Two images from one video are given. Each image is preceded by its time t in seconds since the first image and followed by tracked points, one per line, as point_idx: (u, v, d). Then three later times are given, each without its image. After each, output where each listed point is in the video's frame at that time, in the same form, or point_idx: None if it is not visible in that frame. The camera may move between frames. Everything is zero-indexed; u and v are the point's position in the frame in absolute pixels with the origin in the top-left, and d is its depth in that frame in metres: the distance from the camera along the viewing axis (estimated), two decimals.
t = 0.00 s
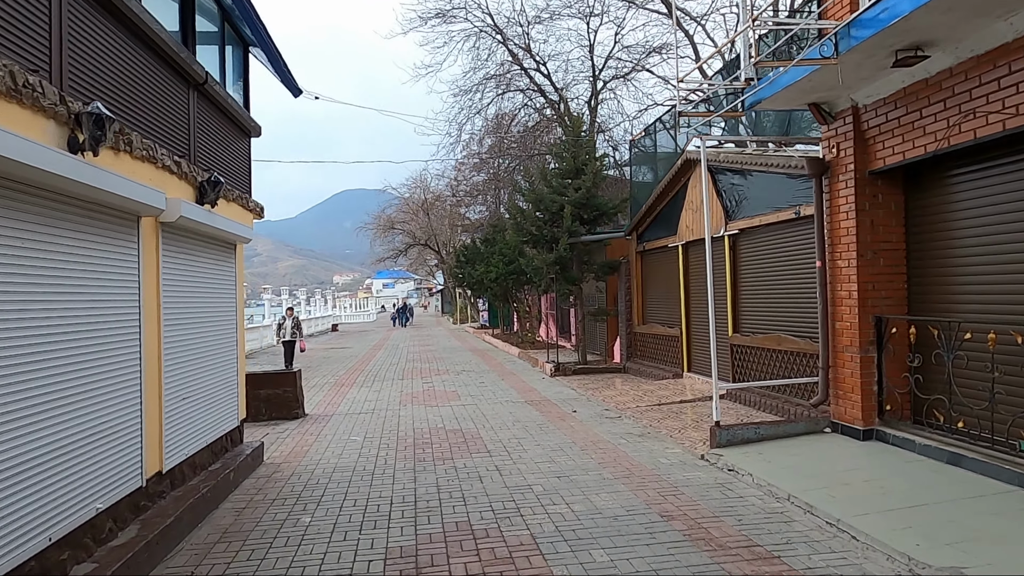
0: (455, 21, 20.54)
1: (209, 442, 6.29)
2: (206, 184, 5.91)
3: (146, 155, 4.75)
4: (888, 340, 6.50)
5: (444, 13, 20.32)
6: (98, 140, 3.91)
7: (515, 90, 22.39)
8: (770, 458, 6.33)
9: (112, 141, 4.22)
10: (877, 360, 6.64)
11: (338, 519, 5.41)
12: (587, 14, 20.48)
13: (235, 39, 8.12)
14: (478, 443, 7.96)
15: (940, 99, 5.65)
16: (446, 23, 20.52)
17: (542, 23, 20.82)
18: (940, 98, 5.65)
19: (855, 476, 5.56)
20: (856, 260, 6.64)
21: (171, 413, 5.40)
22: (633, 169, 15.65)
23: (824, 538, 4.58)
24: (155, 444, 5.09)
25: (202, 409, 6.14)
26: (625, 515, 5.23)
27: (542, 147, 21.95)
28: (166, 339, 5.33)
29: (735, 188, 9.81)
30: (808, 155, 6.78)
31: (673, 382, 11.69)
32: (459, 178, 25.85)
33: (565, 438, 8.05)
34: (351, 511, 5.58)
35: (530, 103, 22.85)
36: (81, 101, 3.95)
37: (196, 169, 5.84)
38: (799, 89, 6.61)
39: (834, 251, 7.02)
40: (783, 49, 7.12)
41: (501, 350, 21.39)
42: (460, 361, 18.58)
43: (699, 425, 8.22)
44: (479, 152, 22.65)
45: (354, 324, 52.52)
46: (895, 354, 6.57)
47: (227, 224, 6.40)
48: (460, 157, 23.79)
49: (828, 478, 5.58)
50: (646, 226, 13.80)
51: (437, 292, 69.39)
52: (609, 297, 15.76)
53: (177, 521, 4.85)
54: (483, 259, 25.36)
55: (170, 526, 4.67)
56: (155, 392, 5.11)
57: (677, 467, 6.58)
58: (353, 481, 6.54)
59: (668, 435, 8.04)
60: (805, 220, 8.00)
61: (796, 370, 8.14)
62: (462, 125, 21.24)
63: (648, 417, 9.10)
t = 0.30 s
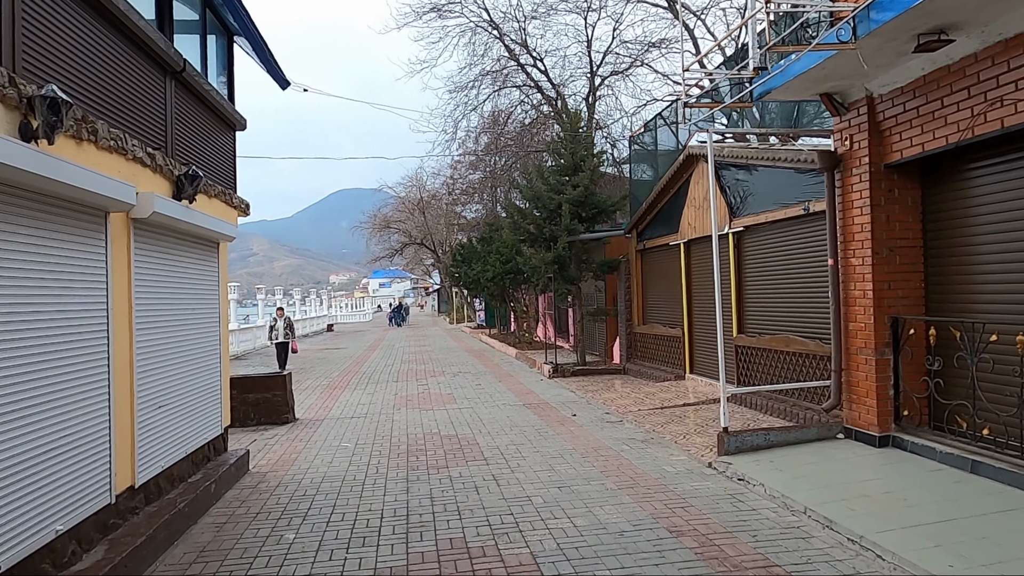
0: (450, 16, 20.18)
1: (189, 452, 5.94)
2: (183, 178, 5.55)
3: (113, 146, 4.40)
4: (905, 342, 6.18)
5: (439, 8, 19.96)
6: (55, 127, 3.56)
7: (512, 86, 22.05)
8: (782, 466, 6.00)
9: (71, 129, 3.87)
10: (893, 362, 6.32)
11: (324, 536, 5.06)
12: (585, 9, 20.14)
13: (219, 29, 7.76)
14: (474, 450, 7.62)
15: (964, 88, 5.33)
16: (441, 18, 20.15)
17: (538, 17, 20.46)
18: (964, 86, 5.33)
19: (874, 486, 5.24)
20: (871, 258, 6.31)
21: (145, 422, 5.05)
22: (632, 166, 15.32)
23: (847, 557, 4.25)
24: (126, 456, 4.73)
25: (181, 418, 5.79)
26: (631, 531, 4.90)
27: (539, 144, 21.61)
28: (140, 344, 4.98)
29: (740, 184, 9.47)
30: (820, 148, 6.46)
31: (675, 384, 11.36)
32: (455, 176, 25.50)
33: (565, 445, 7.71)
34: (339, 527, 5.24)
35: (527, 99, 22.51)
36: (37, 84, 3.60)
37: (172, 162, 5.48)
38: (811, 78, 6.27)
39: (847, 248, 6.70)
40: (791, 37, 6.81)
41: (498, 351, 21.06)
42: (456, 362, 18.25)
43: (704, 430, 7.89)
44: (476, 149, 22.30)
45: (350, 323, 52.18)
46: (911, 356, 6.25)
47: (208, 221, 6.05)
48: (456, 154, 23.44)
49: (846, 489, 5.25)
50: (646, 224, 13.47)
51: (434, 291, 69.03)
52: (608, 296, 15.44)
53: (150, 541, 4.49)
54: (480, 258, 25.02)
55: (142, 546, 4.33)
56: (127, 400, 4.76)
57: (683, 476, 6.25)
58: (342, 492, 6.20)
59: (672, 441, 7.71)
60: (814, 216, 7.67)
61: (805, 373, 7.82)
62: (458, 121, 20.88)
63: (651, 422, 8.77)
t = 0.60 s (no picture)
0: (446, 10, 19.79)
1: (168, 462, 5.56)
2: (159, 169, 5.16)
3: (76, 130, 4.01)
4: (930, 343, 5.83)
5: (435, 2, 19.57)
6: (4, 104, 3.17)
7: (510, 83, 21.67)
8: (801, 476, 5.64)
9: (25, 111, 3.50)
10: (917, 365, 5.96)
11: (311, 554, 4.68)
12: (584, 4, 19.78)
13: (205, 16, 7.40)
14: (473, 457, 7.25)
15: (997, 71, 4.97)
16: (437, 13, 19.77)
17: (536, 11, 20.10)
18: (997, 69, 4.98)
19: (902, 499, 4.88)
20: (893, 254, 5.96)
21: (118, 433, 4.67)
22: (633, 162, 14.97)
23: None
24: (95, 469, 4.35)
25: (159, 425, 5.41)
26: (644, 549, 4.52)
27: (538, 141, 21.25)
28: (110, 348, 4.59)
29: (748, 179, 9.12)
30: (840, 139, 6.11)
31: (680, 387, 11.00)
32: (452, 174, 25.12)
33: (568, 451, 7.34)
34: (328, 544, 4.86)
35: (525, 96, 22.14)
36: None
37: (148, 152, 5.10)
38: (830, 64, 5.91)
39: (866, 244, 6.34)
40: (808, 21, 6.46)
41: (496, 351, 20.68)
42: (453, 363, 17.86)
43: (714, 435, 7.53)
44: (473, 146, 21.91)
45: (345, 324, 51.73)
46: (936, 358, 5.89)
47: (188, 216, 5.66)
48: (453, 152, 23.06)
49: (872, 502, 4.89)
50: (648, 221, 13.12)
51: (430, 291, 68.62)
52: (609, 296, 15.08)
53: (119, 563, 4.11)
54: (477, 257, 24.64)
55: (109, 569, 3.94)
56: (96, 409, 4.38)
57: (695, 486, 5.89)
58: (333, 504, 5.82)
59: (680, 447, 7.34)
60: (829, 211, 7.31)
61: (819, 375, 7.46)
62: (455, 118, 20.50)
63: (657, 426, 8.40)
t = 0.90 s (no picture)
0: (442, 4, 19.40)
1: (137, 475, 5.17)
2: (124, 159, 4.76)
3: (22, 114, 3.62)
4: (950, 346, 5.47)
5: None
6: None
7: (506, 79, 21.30)
8: (814, 489, 5.28)
9: None
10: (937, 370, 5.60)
11: None
12: None
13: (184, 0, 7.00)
14: (465, 466, 6.88)
15: None
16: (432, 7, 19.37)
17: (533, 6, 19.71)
18: None
19: (927, 516, 4.53)
20: (911, 253, 5.60)
21: (76, 445, 4.28)
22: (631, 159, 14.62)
23: None
24: (48, 487, 3.96)
25: (126, 435, 5.02)
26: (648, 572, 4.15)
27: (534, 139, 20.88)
28: (66, 354, 4.20)
29: (753, 174, 8.77)
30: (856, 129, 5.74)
31: (680, 390, 10.64)
32: (447, 172, 24.73)
33: (565, 460, 6.97)
34: (305, 565, 4.48)
35: (521, 92, 21.77)
36: None
37: (111, 140, 4.70)
38: (847, 49, 5.53)
39: (882, 242, 5.98)
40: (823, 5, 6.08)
41: (492, 352, 20.30)
42: (447, 364, 17.47)
43: (719, 443, 7.16)
44: (468, 143, 21.53)
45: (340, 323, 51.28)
46: (958, 363, 5.53)
47: (158, 210, 5.27)
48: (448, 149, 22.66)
49: (893, 520, 4.53)
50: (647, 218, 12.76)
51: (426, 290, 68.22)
52: (607, 295, 14.73)
53: None
54: (472, 256, 24.27)
55: None
56: (48, 419, 3.98)
57: (701, 500, 5.52)
58: (314, 519, 5.44)
59: (683, 455, 6.97)
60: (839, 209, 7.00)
61: (830, 380, 7.11)
62: (450, 114, 20.10)
63: (658, 433, 8.04)
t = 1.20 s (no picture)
0: None
1: (92, 481, 4.80)
2: (76, 140, 4.39)
3: None
4: (965, 346, 5.13)
5: None
6: None
7: (500, 74, 20.96)
8: (821, 498, 4.92)
9: None
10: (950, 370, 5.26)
11: None
12: None
13: None
14: (451, 472, 6.51)
15: None
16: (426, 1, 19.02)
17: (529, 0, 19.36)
18: None
19: (945, 530, 4.17)
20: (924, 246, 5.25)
21: (14, 452, 3.90)
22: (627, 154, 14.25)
23: None
24: None
25: (80, 440, 4.64)
26: None
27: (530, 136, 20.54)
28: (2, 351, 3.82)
29: (753, 167, 8.44)
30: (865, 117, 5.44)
31: (678, 391, 10.30)
32: (441, 169, 24.38)
33: (557, 466, 6.61)
34: None
35: (516, 88, 21.43)
36: None
37: (61, 119, 4.33)
38: (857, 29, 5.19)
39: (892, 236, 5.63)
40: None
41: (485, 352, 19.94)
42: (439, 365, 17.10)
43: (719, 448, 6.80)
44: (463, 140, 21.19)
45: (334, 323, 50.92)
46: (972, 363, 5.20)
47: (118, 197, 4.90)
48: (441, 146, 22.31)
49: (908, 534, 4.18)
50: (643, 215, 12.42)
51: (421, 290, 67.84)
52: (602, 295, 14.40)
53: None
54: (466, 255, 23.92)
55: None
56: None
57: (701, 510, 5.17)
58: (286, 530, 5.07)
59: (680, 461, 6.62)
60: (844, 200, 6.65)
61: (836, 382, 6.76)
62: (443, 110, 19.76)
63: (654, 436, 7.68)
